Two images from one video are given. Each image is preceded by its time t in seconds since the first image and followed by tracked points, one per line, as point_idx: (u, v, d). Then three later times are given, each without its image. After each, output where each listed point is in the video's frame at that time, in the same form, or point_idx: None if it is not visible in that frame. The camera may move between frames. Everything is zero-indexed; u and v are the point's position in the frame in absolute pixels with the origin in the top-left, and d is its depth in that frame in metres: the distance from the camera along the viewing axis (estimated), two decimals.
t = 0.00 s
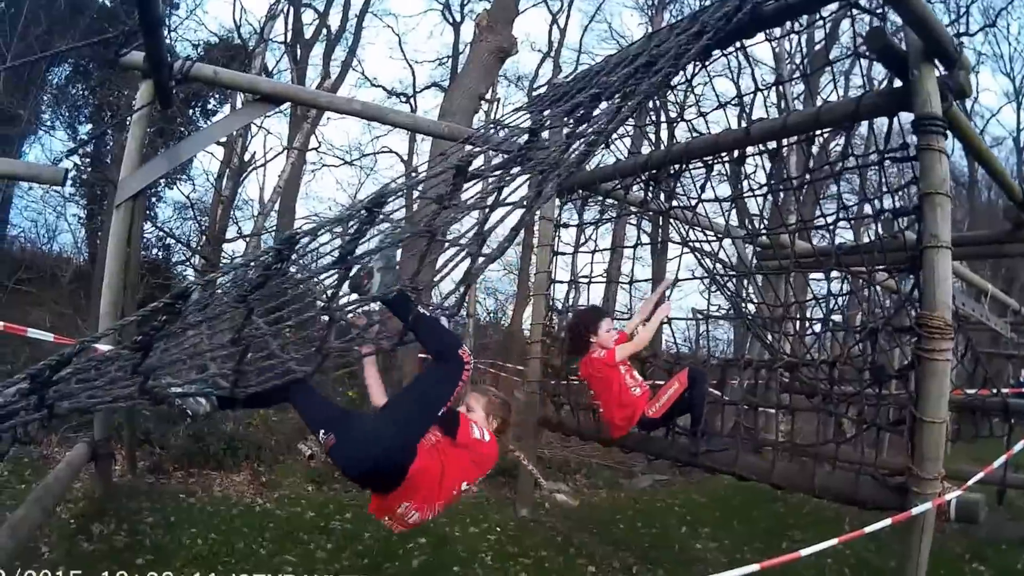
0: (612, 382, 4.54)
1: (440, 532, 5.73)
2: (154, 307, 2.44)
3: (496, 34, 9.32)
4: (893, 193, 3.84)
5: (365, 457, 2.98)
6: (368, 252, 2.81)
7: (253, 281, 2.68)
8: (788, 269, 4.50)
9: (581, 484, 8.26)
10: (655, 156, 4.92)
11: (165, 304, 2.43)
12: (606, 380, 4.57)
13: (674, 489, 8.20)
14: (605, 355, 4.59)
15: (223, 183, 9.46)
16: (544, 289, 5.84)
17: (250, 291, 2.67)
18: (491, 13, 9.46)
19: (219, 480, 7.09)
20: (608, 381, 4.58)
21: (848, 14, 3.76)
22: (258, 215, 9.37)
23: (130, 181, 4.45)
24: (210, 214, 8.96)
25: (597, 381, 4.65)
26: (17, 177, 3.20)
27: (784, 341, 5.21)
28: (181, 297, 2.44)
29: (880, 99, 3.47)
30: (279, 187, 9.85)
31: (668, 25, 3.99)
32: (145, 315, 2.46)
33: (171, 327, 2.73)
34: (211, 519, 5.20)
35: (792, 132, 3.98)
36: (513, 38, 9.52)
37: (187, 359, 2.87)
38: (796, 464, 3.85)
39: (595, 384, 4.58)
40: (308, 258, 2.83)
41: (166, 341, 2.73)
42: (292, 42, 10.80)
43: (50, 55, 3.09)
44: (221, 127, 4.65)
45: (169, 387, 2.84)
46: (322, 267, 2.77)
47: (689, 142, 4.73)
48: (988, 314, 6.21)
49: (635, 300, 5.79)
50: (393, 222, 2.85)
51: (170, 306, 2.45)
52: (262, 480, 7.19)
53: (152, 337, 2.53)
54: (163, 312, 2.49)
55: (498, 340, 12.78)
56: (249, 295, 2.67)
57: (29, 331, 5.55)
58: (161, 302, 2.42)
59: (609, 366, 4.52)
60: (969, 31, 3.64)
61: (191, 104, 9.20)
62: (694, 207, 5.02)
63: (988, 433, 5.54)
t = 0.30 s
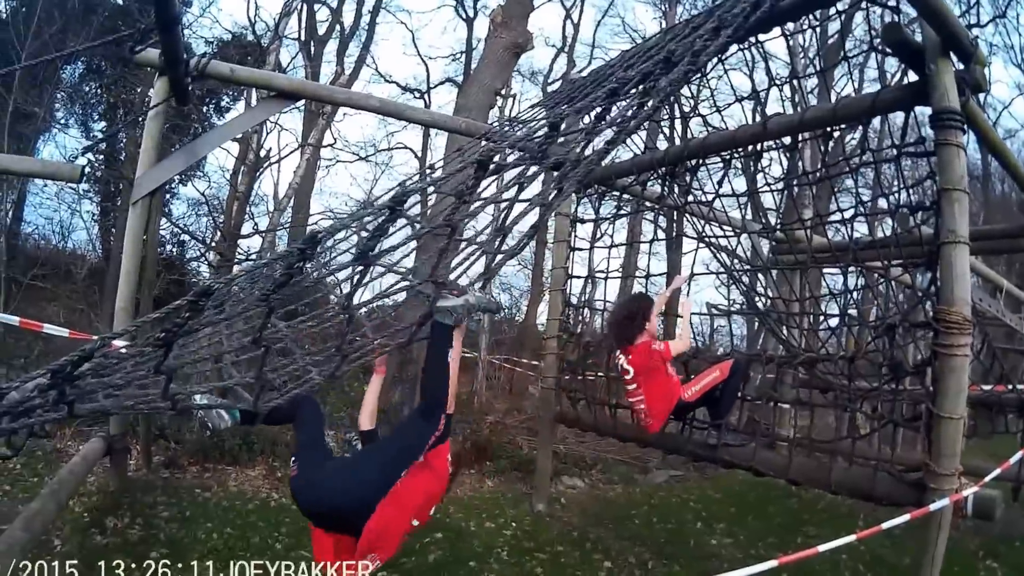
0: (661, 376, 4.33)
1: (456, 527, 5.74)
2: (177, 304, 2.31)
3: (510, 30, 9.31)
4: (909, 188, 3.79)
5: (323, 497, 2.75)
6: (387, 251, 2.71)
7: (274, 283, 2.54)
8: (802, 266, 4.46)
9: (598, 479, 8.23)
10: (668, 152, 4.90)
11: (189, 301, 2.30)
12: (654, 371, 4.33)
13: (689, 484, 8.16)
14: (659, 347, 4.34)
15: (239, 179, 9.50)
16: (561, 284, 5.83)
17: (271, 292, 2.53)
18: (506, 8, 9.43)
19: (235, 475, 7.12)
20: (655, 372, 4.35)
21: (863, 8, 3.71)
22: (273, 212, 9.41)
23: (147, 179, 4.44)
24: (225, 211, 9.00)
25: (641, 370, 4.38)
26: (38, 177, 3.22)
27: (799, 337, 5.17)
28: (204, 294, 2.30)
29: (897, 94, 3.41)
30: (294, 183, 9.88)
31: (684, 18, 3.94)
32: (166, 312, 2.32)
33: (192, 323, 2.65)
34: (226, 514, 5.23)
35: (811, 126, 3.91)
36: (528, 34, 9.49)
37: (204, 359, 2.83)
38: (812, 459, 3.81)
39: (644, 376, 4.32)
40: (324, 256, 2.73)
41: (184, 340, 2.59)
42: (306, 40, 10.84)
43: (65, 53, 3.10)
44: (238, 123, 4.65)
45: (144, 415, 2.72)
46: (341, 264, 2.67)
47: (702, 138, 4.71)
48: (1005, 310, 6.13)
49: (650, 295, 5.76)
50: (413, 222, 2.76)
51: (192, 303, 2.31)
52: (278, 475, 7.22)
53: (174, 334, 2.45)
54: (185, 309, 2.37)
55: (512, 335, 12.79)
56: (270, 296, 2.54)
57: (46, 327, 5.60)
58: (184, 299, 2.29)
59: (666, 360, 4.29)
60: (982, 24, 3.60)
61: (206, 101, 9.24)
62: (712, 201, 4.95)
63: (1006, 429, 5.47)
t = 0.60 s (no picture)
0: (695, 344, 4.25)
1: (470, 524, 5.75)
2: (190, 300, 2.34)
3: (524, 27, 9.29)
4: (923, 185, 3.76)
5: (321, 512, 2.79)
6: (395, 246, 2.78)
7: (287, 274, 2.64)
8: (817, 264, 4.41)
9: (612, 477, 8.21)
10: (681, 149, 4.87)
11: (202, 298, 2.34)
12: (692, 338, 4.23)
13: (704, 482, 8.13)
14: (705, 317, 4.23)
15: (253, 178, 9.54)
16: (576, 281, 5.81)
17: (284, 283, 2.63)
18: (519, 6, 9.43)
19: (249, 472, 7.15)
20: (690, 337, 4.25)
21: (878, 4, 3.66)
22: (287, 210, 9.45)
23: (160, 178, 4.46)
24: (239, 209, 9.04)
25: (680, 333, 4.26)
26: (52, 176, 3.24)
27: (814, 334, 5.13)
28: (216, 291, 2.35)
29: (912, 90, 3.37)
30: (308, 181, 9.91)
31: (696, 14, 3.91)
32: (180, 307, 2.36)
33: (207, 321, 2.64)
34: (240, 511, 5.27)
35: (825, 123, 3.87)
36: (541, 31, 9.47)
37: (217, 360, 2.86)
38: (827, 458, 3.77)
39: (685, 342, 4.22)
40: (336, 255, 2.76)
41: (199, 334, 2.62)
42: (318, 39, 10.89)
43: (77, 53, 3.12)
44: (251, 122, 4.66)
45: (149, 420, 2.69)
46: (350, 258, 2.76)
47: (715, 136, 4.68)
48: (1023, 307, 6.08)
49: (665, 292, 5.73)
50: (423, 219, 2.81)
51: (205, 299, 2.36)
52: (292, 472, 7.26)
53: (188, 328, 2.42)
54: (199, 305, 2.39)
55: (526, 332, 12.79)
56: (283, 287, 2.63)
57: (61, 326, 5.65)
58: (197, 295, 2.32)
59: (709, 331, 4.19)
60: (998, 19, 3.56)
61: (220, 100, 9.28)
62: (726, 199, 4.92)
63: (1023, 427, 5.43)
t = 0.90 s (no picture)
0: (697, 326, 4.26)
1: (483, 523, 5.76)
2: (206, 298, 2.25)
3: (537, 26, 9.27)
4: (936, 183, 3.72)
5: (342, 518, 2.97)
6: (412, 241, 2.73)
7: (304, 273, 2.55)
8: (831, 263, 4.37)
9: (625, 477, 8.19)
10: (694, 148, 4.85)
11: (218, 297, 2.25)
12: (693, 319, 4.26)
13: (717, 481, 8.10)
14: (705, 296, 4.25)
15: (266, 178, 9.59)
16: (591, 281, 5.80)
17: (301, 282, 2.54)
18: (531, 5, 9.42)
19: (262, 470, 7.19)
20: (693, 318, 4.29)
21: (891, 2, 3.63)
22: (300, 210, 9.49)
23: (173, 178, 4.48)
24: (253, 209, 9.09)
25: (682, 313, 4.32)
26: (65, 176, 3.27)
27: (827, 334, 5.10)
28: (233, 289, 2.24)
29: (926, 89, 3.33)
30: (321, 181, 9.95)
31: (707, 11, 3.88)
32: (196, 305, 2.28)
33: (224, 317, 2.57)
34: (253, 509, 5.30)
35: (840, 121, 3.83)
36: (554, 30, 9.46)
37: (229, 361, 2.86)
38: (841, 458, 3.73)
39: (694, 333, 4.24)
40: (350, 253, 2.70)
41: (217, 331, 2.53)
42: (331, 39, 10.92)
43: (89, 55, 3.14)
44: (263, 123, 4.68)
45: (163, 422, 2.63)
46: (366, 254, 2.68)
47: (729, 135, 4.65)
48: None
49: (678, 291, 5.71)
50: (437, 214, 2.74)
51: (221, 299, 2.28)
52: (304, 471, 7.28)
53: (204, 327, 2.36)
54: (214, 303, 2.31)
55: (539, 332, 12.79)
56: (300, 288, 2.54)
57: (76, 325, 5.70)
58: (213, 293, 2.23)
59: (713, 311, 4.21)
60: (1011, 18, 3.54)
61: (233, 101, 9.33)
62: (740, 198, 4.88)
63: None
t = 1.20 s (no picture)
0: (707, 310, 4.23)
1: (496, 524, 5.76)
2: (223, 299, 2.22)
3: (549, 26, 9.27)
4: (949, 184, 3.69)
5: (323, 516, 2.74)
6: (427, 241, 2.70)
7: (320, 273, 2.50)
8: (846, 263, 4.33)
9: (637, 477, 8.16)
10: (709, 148, 4.81)
11: (235, 298, 2.21)
12: (702, 300, 4.24)
13: (730, 482, 8.07)
14: (711, 275, 4.23)
15: (279, 178, 9.64)
16: (605, 281, 5.79)
17: (318, 282, 2.49)
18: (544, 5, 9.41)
19: (275, 471, 7.22)
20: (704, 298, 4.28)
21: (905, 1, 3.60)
22: (313, 210, 9.53)
23: (186, 179, 4.50)
24: (266, 210, 9.13)
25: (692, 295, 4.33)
26: (77, 177, 3.30)
27: (840, 334, 5.06)
28: (251, 289, 2.21)
29: (940, 89, 3.30)
30: (334, 182, 9.99)
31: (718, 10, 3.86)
32: (213, 306, 2.24)
33: (241, 318, 2.53)
34: (266, 509, 5.33)
35: (855, 121, 3.79)
36: (567, 30, 9.45)
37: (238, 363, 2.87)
38: (855, 459, 3.69)
39: (698, 312, 4.24)
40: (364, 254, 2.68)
41: (233, 332, 2.47)
42: (342, 40, 10.97)
43: (99, 56, 3.15)
44: (275, 123, 4.69)
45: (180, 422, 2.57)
46: (382, 254, 2.62)
47: (743, 135, 4.61)
48: None
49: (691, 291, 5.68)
50: (451, 214, 2.72)
51: (238, 300, 2.23)
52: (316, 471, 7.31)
53: (221, 329, 2.30)
54: (231, 304, 2.27)
55: (551, 333, 12.80)
56: (317, 288, 2.49)
57: (89, 325, 5.75)
58: (230, 294, 2.20)
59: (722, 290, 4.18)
60: None
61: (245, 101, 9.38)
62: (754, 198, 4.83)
63: None
